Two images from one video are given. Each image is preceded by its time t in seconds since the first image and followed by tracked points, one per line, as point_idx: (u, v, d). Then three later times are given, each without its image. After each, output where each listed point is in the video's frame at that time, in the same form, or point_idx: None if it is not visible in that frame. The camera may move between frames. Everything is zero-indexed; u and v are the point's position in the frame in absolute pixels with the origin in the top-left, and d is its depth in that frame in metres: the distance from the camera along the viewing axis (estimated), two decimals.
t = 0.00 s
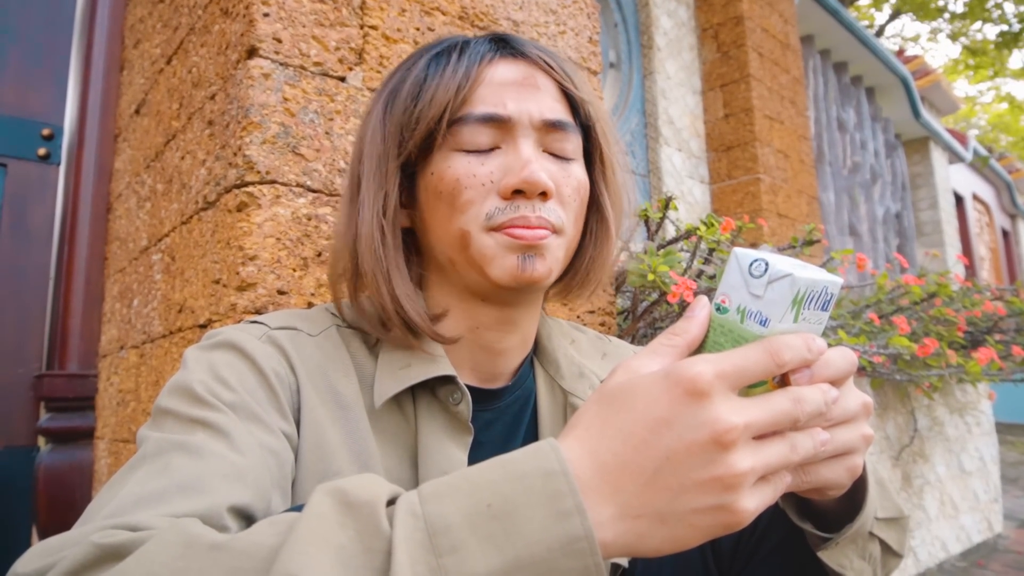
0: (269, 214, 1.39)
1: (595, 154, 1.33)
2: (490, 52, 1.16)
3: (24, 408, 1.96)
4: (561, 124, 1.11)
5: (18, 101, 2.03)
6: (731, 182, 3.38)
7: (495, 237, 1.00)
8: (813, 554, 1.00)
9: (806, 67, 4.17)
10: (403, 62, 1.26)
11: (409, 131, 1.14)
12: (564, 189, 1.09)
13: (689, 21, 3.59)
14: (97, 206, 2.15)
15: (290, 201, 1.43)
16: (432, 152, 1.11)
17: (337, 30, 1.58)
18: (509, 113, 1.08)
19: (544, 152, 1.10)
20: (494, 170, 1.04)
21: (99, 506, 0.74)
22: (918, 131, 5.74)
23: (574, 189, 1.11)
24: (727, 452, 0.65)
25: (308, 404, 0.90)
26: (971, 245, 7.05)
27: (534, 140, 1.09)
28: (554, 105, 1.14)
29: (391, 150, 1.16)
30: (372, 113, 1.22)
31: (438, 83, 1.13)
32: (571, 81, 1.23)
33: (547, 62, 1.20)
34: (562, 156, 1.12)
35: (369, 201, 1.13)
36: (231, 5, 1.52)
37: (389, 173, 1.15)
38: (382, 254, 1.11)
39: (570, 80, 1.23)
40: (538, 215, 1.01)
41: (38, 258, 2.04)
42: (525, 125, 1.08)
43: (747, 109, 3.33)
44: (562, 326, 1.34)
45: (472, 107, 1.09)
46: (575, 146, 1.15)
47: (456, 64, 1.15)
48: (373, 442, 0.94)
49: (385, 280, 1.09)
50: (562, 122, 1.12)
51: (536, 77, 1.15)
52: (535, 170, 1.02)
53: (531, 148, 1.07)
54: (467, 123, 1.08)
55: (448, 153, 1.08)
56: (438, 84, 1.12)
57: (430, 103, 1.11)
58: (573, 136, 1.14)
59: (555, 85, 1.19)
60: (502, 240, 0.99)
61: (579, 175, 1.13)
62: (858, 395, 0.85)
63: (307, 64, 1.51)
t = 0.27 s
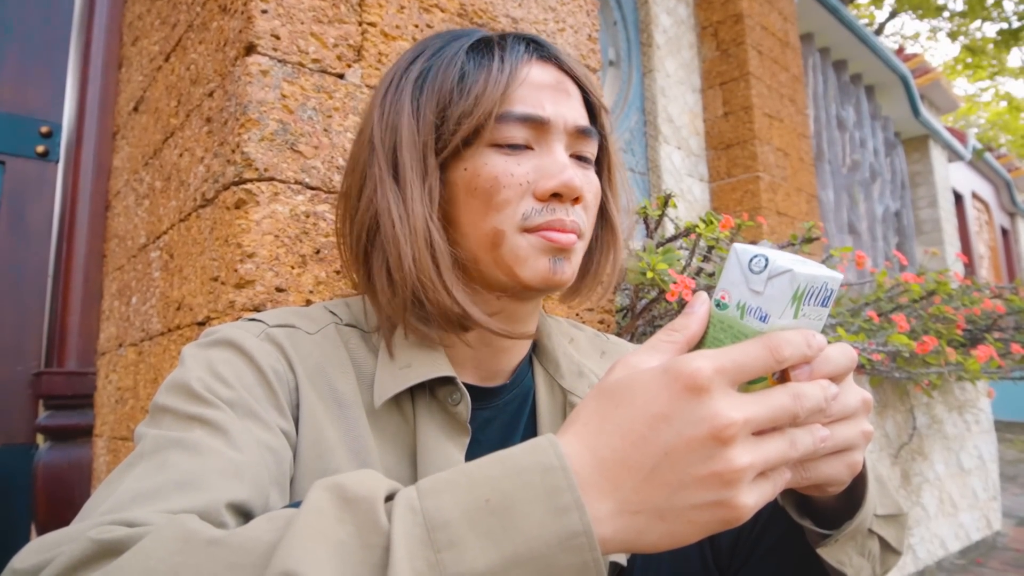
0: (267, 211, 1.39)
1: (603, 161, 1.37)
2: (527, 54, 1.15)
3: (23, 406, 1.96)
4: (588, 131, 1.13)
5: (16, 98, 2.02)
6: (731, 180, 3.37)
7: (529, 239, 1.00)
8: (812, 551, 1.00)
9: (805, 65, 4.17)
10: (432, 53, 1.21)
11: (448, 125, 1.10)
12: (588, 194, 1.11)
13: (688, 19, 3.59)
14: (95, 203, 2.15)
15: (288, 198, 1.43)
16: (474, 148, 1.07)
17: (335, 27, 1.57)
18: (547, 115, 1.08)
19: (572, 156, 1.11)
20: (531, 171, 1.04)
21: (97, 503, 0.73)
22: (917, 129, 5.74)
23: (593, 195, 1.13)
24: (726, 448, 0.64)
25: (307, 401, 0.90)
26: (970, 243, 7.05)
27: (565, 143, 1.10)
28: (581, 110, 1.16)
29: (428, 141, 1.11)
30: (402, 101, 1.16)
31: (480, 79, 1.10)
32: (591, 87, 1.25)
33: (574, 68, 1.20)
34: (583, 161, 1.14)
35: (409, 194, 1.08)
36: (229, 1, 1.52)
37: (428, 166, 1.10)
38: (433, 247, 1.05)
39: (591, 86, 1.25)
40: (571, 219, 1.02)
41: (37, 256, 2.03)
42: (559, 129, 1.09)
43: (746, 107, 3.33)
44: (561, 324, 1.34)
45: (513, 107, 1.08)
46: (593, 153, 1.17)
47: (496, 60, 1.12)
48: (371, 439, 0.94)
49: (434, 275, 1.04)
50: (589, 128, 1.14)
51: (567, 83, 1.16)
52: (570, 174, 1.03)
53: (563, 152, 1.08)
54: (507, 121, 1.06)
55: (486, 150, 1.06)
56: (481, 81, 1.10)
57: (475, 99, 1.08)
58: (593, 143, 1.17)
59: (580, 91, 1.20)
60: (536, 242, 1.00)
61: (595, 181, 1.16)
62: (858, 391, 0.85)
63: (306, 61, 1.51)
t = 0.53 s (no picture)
0: (266, 211, 1.39)
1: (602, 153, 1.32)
2: (494, 47, 1.17)
3: (22, 404, 1.96)
4: (557, 122, 1.10)
5: (15, 96, 2.02)
6: (729, 179, 3.38)
7: (474, 234, 1.00)
8: (810, 549, 1.00)
9: (804, 64, 4.17)
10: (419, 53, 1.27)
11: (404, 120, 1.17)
12: (554, 188, 1.07)
13: (687, 17, 3.59)
14: (93, 202, 2.15)
15: (287, 197, 1.43)
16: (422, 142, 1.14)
17: (334, 26, 1.57)
18: (501, 107, 1.07)
19: (538, 150, 1.09)
20: (482, 166, 1.04)
21: (93, 502, 0.73)
22: (916, 128, 5.75)
23: (567, 189, 1.09)
24: (722, 446, 0.65)
25: (303, 400, 0.90)
26: (969, 242, 7.06)
27: (527, 137, 1.08)
28: (553, 102, 1.13)
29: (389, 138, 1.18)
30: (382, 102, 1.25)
31: (435, 74, 1.15)
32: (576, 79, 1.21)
33: (551, 59, 1.19)
34: (558, 154, 1.11)
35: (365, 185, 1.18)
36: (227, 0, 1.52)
37: (385, 159, 1.18)
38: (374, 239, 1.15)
39: (576, 78, 1.22)
40: (519, 214, 1.01)
41: (36, 255, 2.03)
42: (518, 122, 1.07)
43: (745, 106, 3.33)
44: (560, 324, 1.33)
45: (467, 101, 1.10)
46: (573, 145, 1.13)
47: (457, 55, 1.17)
48: (368, 438, 0.94)
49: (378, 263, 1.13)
50: (559, 120, 1.11)
51: (538, 74, 1.15)
52: (519, 167, 1.01)
53: (521, 145, 1.07)
54: (458, 115, 1.09)
55: (436, 143, 1.10)
56: (434, 76, 1.15)
57: (424, 94, 1.13)
58: (571, 135, 1.13)
59: (559, 83, 1.18)
60: (481, 238, 1.00)
61: (574, 175, 1.11)
62: (856, 390, 0.85)
63: (305, 60, 1.51)
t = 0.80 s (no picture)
0: (266, 213, 1.39)
1: (617, 175, 1.39)
2: (541, 58, 1.16)
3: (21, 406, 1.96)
4: (597, 142, 1.12)
5: (14, 97, 2.02)
6: (729, 180, 3.38)
7: (523, 246, 1.00)
8: (810, 552, 1.01)
9: (803, 65, 4.17)
10: (449, 53, 1.24)
11: (454, 123, 1.12)
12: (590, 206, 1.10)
13: (687, 18, 3.59)
14: (93, 204, 2.15)
15: (287, 199, 1.43)
16: (476, 148, 1.09)
17: (334, 28, 1.57)
18: (553, 121, 1.08)
19: (578, 167, 1.10)
20: (532, 178, 1.03)
21: (97, 504, 0.74)
22: (915, 128, 5.75)
23: (597, 209, 1.12)
24: (724, 452, 0.65)
25: (306, 403, 0.90)
26: (968, 242, 7.07)
27: (571, 153, 1.09)
28: (593, 121, 1.15)
29: (432, 138, 1.12)
30: (414, 99, 1.18)
31: (489, 80, 1.12)
32: (609, 100, 1.25)
33: (589, 79, 1.21)
34: (590, 172, 1.13)
35: (412, 188, 1.10)
36: (227, 2, 1.52)
37: (432, 163, 1.12)
38: (429, 246, 1.08)
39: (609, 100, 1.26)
40: (567, 229, 1.02)
41: (35, 256, 2.03)
42: (566, 138, 1.08)
43: (744, 106, 3.33)
44: (560, 327, 1.33)
45: (519, 110, 1.08)
46: (603, 164, 1.16)
47: (506, 62, 1.14)
48: (370, 441, 0.94)
49: (431, 272, 1.07)
50: (599, 139, 1.13)
51: (580, 92, 1.16)
52: (570, 183, 1.03)
53: (568, 161, 1.08)
54: (511, 124, 1.07)
55: (489, 151, 1.07)
56: (490, 81, 1.11)
57: (480, 99, 1.09)
58: (604, 155, 1.15)
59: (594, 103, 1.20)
60: (530, 250, 1.00)
61: (601, 194, 1.14)
62: (857, 394, 0.85)
63: (305, 62, 1.51)
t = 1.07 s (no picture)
0: (266, 214, 1.39)
1: (616, 177, 1.39)
2: (539, 60, 1.16)
3: (20, 407, 1.96)
4: (595, 144, 1.12)
5: (14, 99, 2.03)
6: (728, 181, 3.38)
7: (517, 247, 1.00)
8: (809, 555, 1.01)
9: (802, 66, 4.17)
10: (448, 54, 1.24)
11: (451, 124, 1.12)
12: (586, 209, 1.10)
13: (686, 20, 3.60)
14: (93, 205, 2.15)
15: (287, 201, 1.43)
16: (472, 149, 1.09)
17: (334, 30, 1.58)
18: (550, 123, 1.08)
19: (575, 169, 1.11)
20: (528, 179, 1.04)
21: (97, 505, 0.74)
22: (914, 130, 5.75)
23: (594, 211, 1.12)
24: (724, 456, 0.65)
25: (306, 405, 0.90)
26: (968, 244, 7.07)
27: (568, 155, 1.09)
28: (591, 123, 1.15)
29: (428, 139, 1.13)
30: (412, 100, 1.19)
31: (486, 81, 1.12)
32: (608, 102, 1.26)
33: (588, 81, 1.21)
34: (588, 174, 1.13)
35: (408, 189, 1.11)
36: (228, 4, 1.52)
37: (428, 163, 1.12)
38: (424, 246, 1.08)
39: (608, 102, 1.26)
40: (562, 230, 1.02)
41: (35, 257, 2.03)
42: (564, 140, 1.08)
43: (744, 108, 3.34)
44: (560, 328, 1.34)
45: (516, 111, 1.09)
46: (601, 167, 1.16)
47: (505, 64, 1.15)
48: (370, 442, 0.94)
49: (425, 272, 1.07)
50: (597, 142, 1.13)
51: (579, 94, 1.16)
52: (566, 184, 1.03)
53: (565, 163, 1.08)
54: (508, 126, 1.07)
55: (485, 152, 1.08)
56: (487, 82, 1.12)
57: (477, 101, 1.10)
58: (602, 158, 1.15)
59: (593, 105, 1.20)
60: (524, 252, 1.00)
61: (599, 196, 1.14)
62: (857, 399, 0.85)
63: (305, 64, 1.51)
